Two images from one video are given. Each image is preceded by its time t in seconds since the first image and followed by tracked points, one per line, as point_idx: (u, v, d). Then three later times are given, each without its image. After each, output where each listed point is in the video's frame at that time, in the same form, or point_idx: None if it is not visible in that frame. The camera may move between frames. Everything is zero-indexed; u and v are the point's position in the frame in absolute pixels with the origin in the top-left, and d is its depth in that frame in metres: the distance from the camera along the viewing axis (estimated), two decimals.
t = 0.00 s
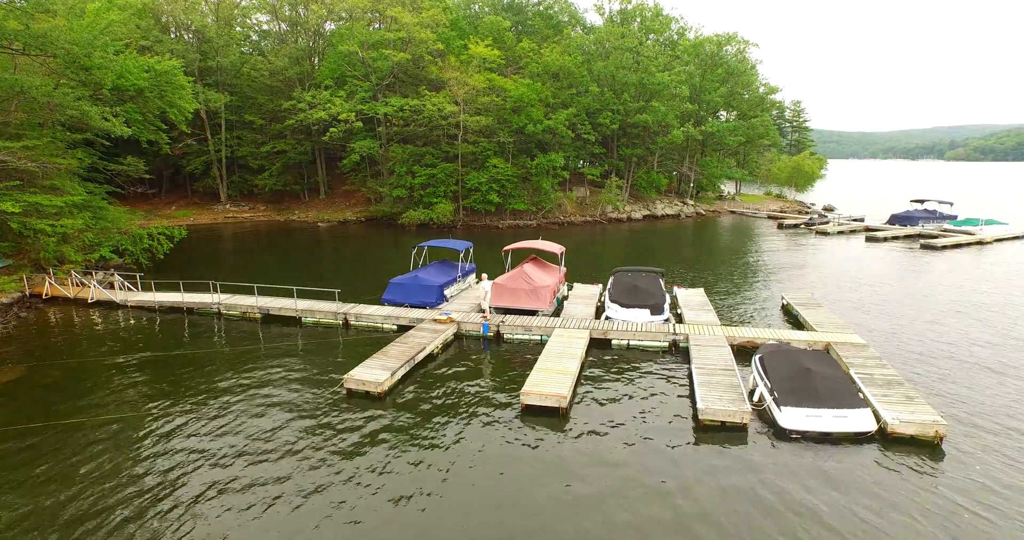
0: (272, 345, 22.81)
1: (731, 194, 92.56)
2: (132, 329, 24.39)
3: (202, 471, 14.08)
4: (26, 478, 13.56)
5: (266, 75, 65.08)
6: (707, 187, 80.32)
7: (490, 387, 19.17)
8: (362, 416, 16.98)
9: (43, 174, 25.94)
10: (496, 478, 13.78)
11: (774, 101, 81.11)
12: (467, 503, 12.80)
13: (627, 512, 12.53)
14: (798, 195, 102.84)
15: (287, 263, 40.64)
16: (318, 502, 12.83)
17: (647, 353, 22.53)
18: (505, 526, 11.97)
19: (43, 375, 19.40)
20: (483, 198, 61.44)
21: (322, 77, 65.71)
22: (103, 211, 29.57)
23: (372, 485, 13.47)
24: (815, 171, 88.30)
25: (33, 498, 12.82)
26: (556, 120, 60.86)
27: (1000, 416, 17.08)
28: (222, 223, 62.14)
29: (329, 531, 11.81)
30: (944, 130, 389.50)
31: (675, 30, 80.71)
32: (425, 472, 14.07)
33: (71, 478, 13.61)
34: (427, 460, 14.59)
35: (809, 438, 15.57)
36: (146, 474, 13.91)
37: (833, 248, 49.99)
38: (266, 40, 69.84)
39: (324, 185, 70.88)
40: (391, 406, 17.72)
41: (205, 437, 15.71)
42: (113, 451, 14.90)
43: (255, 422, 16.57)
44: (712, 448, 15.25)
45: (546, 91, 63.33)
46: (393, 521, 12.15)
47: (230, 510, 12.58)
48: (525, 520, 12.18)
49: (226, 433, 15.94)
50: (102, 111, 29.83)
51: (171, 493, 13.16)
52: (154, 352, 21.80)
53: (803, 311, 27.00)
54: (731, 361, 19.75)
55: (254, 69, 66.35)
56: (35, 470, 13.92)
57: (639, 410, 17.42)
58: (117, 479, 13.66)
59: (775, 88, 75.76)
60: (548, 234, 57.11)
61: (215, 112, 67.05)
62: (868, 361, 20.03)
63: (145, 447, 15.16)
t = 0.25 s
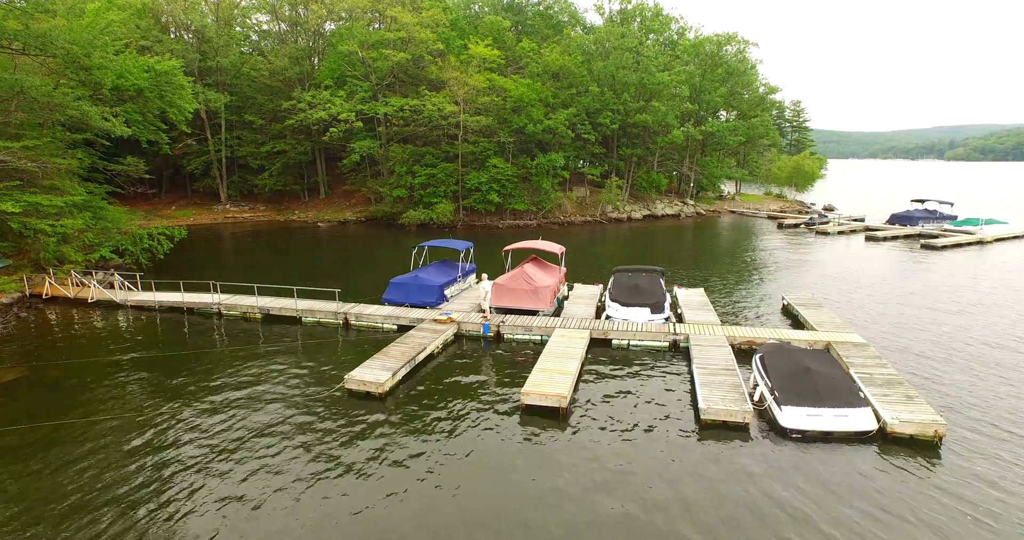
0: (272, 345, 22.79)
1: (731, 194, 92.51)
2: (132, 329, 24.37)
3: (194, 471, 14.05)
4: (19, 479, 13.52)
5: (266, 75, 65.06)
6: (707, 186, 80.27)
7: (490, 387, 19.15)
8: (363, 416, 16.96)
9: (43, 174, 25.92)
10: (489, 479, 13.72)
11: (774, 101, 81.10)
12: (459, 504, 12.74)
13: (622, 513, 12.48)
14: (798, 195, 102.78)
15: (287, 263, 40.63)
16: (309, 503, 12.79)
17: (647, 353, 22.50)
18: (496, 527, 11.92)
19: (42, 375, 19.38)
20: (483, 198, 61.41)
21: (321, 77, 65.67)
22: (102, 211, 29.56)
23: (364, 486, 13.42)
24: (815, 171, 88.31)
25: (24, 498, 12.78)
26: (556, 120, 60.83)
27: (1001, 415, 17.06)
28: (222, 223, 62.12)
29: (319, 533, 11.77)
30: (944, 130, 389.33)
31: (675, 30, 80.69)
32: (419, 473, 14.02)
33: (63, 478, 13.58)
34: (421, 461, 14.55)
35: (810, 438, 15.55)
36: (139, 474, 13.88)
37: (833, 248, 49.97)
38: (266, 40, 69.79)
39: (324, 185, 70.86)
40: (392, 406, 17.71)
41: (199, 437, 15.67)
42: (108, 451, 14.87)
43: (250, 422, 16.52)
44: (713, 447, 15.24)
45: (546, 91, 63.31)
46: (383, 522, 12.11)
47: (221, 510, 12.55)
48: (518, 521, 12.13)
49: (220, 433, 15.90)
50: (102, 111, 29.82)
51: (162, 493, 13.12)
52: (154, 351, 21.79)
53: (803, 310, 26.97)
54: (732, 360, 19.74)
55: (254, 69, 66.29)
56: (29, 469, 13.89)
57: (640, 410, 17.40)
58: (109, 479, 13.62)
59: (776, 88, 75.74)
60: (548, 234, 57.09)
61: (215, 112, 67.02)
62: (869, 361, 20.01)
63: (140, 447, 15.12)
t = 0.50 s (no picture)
0: (272, 345, 22.79)
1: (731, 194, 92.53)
2: (131, 328, 24.36)
3: (192, 470, 14.06)
4: (15, 479, 13.51)
5: (265, 75, 65.01)
6: (706, 186, 80.27)
7: (490, 386, 19.16)
8: (363, 416, 16.96)
9: (43, 174, 25.91)
10: (486, 478, 13.72)
11: (773, 101, 81.08)
12: (456, 502, 12.74)
13: (620, 512, 12.47)
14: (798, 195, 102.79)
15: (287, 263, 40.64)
16: (305, 501, 12.79)
17: (647, 352, 22.50)
18: (493, 526, 11.91)
19: (43, 375, 19.36)
20: (483, 198, 61.41)
21: (321, 77, 65.65)
22: (102, 211, 29.53)
23: (361, 484, 13.42)
24: (814, 171, 88.37)
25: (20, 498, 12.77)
26: (556, 120, 60.81)
27: (1001, 415, 17.05)
28: (222, 223, 62.10)
29: (313, 531, 11.76)
30: (943, 130, 389.62)
31: (674, 30, 80.68)
32: (416, 472, 14.01)
33: (60, 478, 13.58)
34: (418, 460, 14.54)
35: (810, 437, 15.55)
36: (135, 473, 13.88)
37: (833, 248, 49.99)
38: (266, 40, 69.75)
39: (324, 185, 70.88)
40: (390, 406, 17.66)
41: (198, 437, 15.67)
42: (106, 451, 14.88)
43: (248, 422, 16.51)
44: (714, 447, 15.22)
45: (546, 91, 63.28)
46: (379, 520, 12.11)
47: (218, 509, 12.56)
48: (514, 520, 12.13)
49: (219, 433, 15.91)
50: (101, 111, 29.76)
51: (159, 492, 13.12)
52: (153, 351, 21.79)
53: (803, 310, 26.98)
54: (732, 360, 19.74)
55: (254, 69, 66.22)
56: (25, 470, 13.87)
57: (641, 410, 17.39)
58: (105, 478, 13.60)
59: (775, 88, 75.74)
60: (548, 234, 57.10)
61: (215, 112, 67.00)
62: (868, 360, 20.03)
63: (137, 447, 15.12)
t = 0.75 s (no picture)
0: (272, 345, 22.79)
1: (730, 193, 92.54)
2: (130, 328, 24.38)
3: (190, 473, 14.06)
4: (11, 482, 13.45)
5: (265, 75, 64.97)
6: (706, 186, 80.29)
7: (490, 386, 19.16)
8: (363, 415, 16.96)
9: (42, 174, 25.91)
10: (485, 479, 13.70)
11: (773, 101, 81.07)
12: (454, 504, 12.72)
13: (618, 513, 12.44)
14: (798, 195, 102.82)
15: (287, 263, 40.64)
16: (303, 504, 12.78)
17: (647, 352, 22.51)
18: (490, 527, 11.94)
19: (43, 375, 19.38)
20: (483, 198, 61.41)
21: (321, 76, 65.61)
22: (102, 211, 29.54)
23: (358, 486, 13.41)
24: (814, 171, 88.39)
25: (16, 502, 12.73)
26: (556, 119, 60.79)
27: (1001, 415, 17.05)
28: (222, 223, 62.09)
29: (310, 533, 11.78)
30: (943, 130, 389.73)
31: (674, 30, 80.66)
32: (414, 473, 14.00)
33: (57, 481, 13.55)
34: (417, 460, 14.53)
35: (809, 437, 15.55)
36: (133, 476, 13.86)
37: (833, 248, 49.99)
38: (265, 40, 69.69)
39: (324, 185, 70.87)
40: (390, 405, 17.66)
41: (196, 438, 15.66)
42: (107, 450, 14.97)
43: (247, 423, 16.49)
44: (714, 446, 15.24)
45: (546, 90, 63.27)
46: (377, 523, 12.10)
47: (216, 510, 12.62)
48: (512, 522, 12.10)
49: (217, 435, 15.90)
50: (101, 111, 29.77)
51: (156, 495, 13.11)
52: (153, 351, 21.81)
53: (803, 310, 26.99)
54: (732, 360, 19.74)
55: (253, 69, 66.18)
56: (20, 473, 13.81)
57: (641, 409, 17.39)
58: (102, 482, 13.57)
59: (775, 88, 75.78)
60: (548, 234, 57.10)
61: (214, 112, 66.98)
62: (868, 360, 20.03)
63: (135, 449, 15.09)
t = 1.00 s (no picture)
0: (272, 345, 22.76)
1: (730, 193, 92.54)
2: (129, 328, 24.37)
3: (190, 471, 14.00)
4: (11, 479, 13.51)
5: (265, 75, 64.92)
6: (706, 186, 80.28)
7: (490, 386, 19.14)
8: (362, 415, 16.93)
9: (41, 174, 25.92)
10: (483, 479, 13.62)
11: (773, 100, 81.04)
12: (452, 503, 12.70)
13: (618, 514, 12.35)
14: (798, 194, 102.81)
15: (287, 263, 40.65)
16: (300, 502, 12.76)
17: (647, 352, 22.51)
18: (488, 526, 11.91)
19: (43, 374, 19.39)
20: (482, 197, 61.40)
21: (320, 76, 65.54)
22: (102, 211, 29.52)
23: (356, 485, 13.38)
24: (814, 171, 88.40)
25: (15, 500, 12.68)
26: (555, 119, 60.74)
27: (1002, 415, 17.04)
28: (221, 223, 62.07)
29: (307, 531, 11.76)
30: (942, 130, 389.70)
31: (674, 30, 80.63)
32: (414, 473, 13.92)
33: (56, 479, 13.54)
34: (416, 460, 14.47)
35: (810, 438, 15.54)
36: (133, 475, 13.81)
37: (833, 248, 49.97)
38: (265, 39, 69.60)
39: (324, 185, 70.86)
40: (389, 405, 17.65)
41: (196, 437, 15.64)
42: (106, 448, 14.99)
43: (247, 423, 16.44)
44: (714, 446, 15.23)
45: (546, 90, 63.23)
46: (376, 522, 12.01)
47: (213, 507, 12.61)
48: (511, 521, 12.06)
49: (217, 434, 15.84)
50: (100, 111, 29.77)
51: (156, 495, 13.05)
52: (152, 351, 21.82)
53: (803, 309, 26.97)
54: (732, 360, 19.72)
55: (253, 69, 66.11)
56: (20, 470, 13.86)
57: (640, 410, 17.36)
58: (100, 479, 13.58)
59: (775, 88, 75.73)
60: (547, 234, 57.09)
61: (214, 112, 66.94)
62: (869, 360, 20.02)
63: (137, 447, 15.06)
